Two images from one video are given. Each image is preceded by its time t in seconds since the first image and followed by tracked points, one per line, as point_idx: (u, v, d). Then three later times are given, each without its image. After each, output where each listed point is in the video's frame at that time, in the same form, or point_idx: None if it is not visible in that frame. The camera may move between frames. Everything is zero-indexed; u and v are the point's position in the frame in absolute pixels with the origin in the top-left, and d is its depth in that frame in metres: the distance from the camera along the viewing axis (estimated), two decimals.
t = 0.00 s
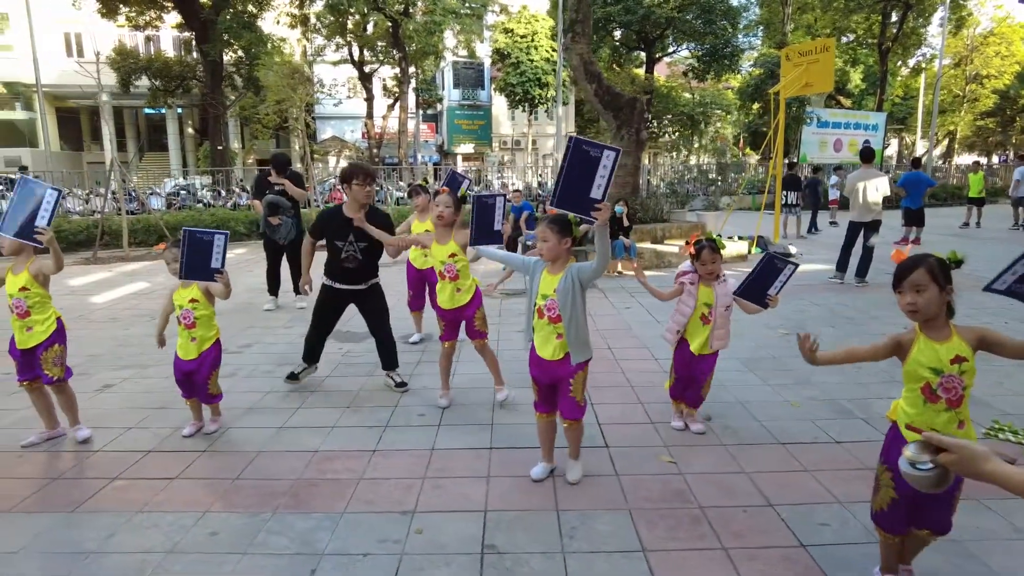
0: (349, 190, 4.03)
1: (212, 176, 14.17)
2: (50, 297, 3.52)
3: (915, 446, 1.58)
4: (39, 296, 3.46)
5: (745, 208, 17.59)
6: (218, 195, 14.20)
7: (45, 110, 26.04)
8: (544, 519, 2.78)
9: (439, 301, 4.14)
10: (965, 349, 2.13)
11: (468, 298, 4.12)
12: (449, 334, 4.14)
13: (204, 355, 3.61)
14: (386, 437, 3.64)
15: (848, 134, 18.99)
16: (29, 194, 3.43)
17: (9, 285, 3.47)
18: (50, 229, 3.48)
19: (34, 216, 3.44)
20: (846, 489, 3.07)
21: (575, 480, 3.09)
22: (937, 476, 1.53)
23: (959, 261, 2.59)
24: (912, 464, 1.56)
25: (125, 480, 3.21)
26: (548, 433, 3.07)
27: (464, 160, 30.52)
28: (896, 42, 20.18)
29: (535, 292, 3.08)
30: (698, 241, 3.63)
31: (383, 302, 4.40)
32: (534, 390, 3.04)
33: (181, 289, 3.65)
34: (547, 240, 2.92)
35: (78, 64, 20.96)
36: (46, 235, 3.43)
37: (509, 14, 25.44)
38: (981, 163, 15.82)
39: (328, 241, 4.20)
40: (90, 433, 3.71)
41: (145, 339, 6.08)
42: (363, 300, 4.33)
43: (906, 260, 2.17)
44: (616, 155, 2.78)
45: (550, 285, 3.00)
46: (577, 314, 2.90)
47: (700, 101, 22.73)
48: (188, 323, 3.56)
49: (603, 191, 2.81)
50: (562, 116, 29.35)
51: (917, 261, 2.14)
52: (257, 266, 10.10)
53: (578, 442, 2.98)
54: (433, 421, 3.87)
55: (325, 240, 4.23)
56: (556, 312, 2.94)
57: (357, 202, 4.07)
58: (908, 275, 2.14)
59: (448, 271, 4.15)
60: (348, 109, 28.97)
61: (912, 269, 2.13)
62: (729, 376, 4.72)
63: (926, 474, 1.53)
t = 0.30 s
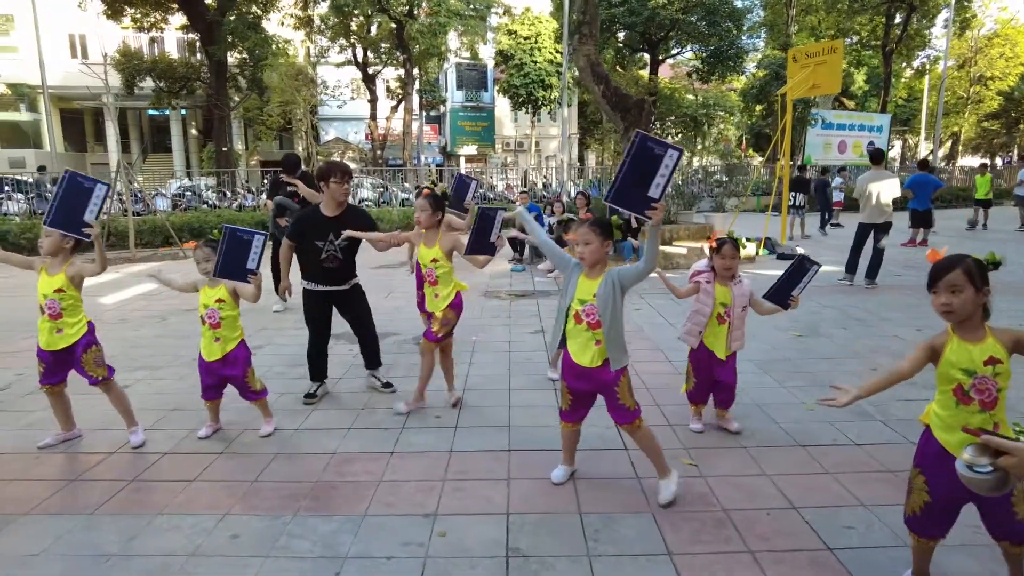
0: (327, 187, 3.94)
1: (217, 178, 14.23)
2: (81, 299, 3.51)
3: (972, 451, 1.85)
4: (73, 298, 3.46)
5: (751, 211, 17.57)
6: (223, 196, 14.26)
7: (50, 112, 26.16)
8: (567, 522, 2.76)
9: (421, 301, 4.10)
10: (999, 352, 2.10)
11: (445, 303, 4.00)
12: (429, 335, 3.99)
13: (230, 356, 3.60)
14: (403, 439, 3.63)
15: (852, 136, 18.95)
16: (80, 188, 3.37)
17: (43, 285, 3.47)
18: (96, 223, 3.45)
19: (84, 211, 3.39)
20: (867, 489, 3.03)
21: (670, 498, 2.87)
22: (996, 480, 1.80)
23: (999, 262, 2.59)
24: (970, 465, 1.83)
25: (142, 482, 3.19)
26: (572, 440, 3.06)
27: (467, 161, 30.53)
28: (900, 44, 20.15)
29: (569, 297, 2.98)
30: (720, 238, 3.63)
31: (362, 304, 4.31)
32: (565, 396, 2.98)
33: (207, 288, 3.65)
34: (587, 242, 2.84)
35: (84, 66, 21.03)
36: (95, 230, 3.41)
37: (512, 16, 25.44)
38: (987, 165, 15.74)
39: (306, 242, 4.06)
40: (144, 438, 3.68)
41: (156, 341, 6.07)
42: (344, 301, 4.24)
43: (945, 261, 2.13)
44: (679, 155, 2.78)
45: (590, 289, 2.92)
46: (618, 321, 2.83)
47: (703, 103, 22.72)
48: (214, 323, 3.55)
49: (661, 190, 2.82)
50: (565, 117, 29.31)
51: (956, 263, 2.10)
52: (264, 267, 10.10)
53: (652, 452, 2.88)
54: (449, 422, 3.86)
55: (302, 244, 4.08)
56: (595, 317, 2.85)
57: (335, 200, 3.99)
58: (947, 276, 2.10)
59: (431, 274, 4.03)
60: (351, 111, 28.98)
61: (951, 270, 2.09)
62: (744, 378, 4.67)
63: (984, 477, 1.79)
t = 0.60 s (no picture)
0: (317, 185, 3.92)
1: (217, 180, 14.20)
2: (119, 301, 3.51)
3: (1009, 456, 1.90)
4: (113, 300, 3.45)
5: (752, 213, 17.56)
6: (223, 200, 13.97)
7: (50, 115, 26.19)
8: (578, 526, 2.74)
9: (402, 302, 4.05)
10: None
11: (420, 306, 3.94)
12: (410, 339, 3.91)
13: (268, 356, 3.60)
14: (409, 442, 3.60)
15: (853, 137, 18.93)
16: (112, 178, 3.43)
17: (80, 286, 3.43)
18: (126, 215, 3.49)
19: (114, 201, 3.44)
20: (878, 492, 3.00)
21: (685, 508, 2.85)
22: None
23: None
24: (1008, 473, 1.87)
25: (148, 486, 3.17)
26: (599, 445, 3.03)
27: (467, 163, 30.51)
28: (899, 45, 20.15)
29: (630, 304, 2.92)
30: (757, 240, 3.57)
31: (350, 307, 4.24)
32: (611, 401, 2.92)
33: (237, 293, 3.64)
34: (639, 243, 2.80)
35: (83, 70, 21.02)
36: (124, 220, 3.44)
37: (512, 18, 25.45)
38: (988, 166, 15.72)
39: (299, 240, 4.02)
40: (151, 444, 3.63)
41: (159, 344, 6.04)
42: (332, 304, 4.15)
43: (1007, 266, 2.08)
44: (752, 148, 2.79)
45: (653, 294, 2.88)
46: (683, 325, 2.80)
47: (703, 105, 22.71)
48: (248, 325, 3.55)
49: (730, 183, 2.82)
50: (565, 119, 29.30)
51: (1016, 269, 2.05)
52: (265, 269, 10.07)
53: (683, 458, 2.84)
54: (455, 425, 3.83)
55: (295, 242, 4.04)
56: (659, 323, 2.81)
57: (325, 198, 3.96)
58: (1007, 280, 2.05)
59: (412, 273, 3.99)
60: (351, 113, 28.96)
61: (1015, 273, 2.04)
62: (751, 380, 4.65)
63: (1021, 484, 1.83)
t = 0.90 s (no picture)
0: (295, 185, 3.87)
1: (211, 182, 14.11)
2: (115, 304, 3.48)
3: None
4: (109, 303, 3.42)
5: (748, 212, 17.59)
6: (218, 200, 14.09)
7: (43, 116, 26.08)
8: (577, 529, 2.71)
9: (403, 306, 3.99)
10: None
11: (426, 309, 3.90)
12: (412, 342, 3.88)
13: (264, 361, 3.56)
14: (405, 446, 3.57)
15: (847, 137, 18.97)
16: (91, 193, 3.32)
17: (76, 290, 3.40)
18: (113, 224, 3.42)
19: (98, 214, 3.36)
20: (878, 492, 2.98)
21: (685, 510, 2.82)
22: None
23: None
24: None
25: (141, 493, 3.12)
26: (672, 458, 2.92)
27: (463, 164, 30.48)
28: (893, 45, 20.21)
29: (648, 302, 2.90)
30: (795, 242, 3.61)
31: (332, 307, 4.26)
32: (644, 407, 2.87)
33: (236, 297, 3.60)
34: (662, 239, 2.77)
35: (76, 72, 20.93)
36: (112, 231, 3.39)
37: (506, 18, 25.40)
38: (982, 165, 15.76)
39: (276, 241, 3.99)
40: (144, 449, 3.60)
41: (153, 347, 5.99)
42: (313, 303, 4.16)
43: None
44: (793, 152, 2.74)
45: (671, 292, 2.85)
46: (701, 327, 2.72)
47: (697, 105, 22.75)
48: (245, 329, 3.51)
49: (769, 185, 2.77)
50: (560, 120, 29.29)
51: None
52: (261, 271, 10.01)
53: (689, 461, 2.81)
54: (452, 428, 3.80)
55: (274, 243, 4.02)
56: (672, 323, 2.79)
57: (304, 197, 3.91)
58: None
59: (416, 277, 3.95)
60: (346, 114, 28.87)
61: None
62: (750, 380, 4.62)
63: None
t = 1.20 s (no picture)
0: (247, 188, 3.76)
1: (207, 182, 14.05)
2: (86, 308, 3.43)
3: None
4: (79, 307, 3.37)
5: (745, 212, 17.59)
6: (214, 201, 14.02)
7: (39, 117, 26.05)
8: (571, 534, 2.68)
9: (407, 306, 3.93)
10: None
11: (433, 308, 3.85)
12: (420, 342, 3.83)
13: (241, 364, 3.52)
14: (399, 448, 3.54)
15: (844, 136, 18.97)
16: (37, 217, 3.25)
17: (44, 295, 3.36)
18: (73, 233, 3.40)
19: (56, 231, 3.32)
20: (876, 496, 2.94)
21: (679, 514, 2.79)
22: None
23: None
24: None
25: (128, 498, 3.08)
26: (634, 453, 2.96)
27: (460, 164, 30.45)
28: (889, 45, 20.21)
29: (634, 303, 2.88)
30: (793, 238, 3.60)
31: (298, 309, 4.24)
32: (618, 402, 2.87)
33: (216, 297, 3.57)
34: (650, 242, 2.72)
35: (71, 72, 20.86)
36: (79, 239, 3.39)
37: (503, 18, 25.35)
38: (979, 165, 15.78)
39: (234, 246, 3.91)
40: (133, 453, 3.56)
41: (146, 349, 5.95)
42: (277, 308, 4.12)
43: None
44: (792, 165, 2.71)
45: (655, 293, 2.81)
46: (680, 330, 2.70)
47: (694, 104, 22.76)
48: (225, 330, 3.48)
49: (763, 196, 2.74)
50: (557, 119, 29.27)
51: None
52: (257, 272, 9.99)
53: (681, 463, 2.78)
54: (446, 430, 3.77)
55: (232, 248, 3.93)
56: (654, 325, 2.77)
57: (257, 199, 3.83)
58: None
59: (418, 276, 3.90)
60: (343, 114, 28.80)
61: None
62: (746, 381, 4.60)
63: None
